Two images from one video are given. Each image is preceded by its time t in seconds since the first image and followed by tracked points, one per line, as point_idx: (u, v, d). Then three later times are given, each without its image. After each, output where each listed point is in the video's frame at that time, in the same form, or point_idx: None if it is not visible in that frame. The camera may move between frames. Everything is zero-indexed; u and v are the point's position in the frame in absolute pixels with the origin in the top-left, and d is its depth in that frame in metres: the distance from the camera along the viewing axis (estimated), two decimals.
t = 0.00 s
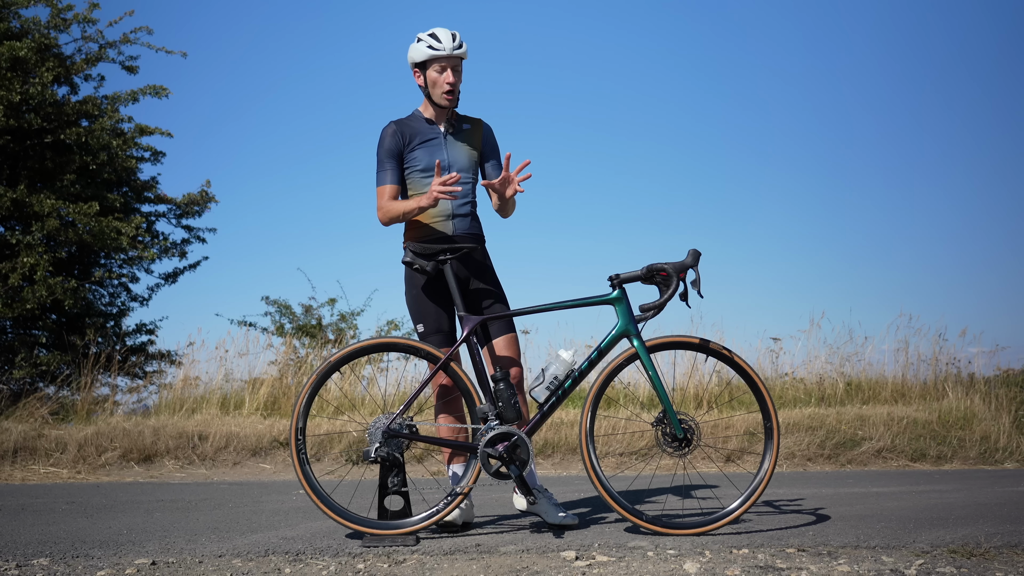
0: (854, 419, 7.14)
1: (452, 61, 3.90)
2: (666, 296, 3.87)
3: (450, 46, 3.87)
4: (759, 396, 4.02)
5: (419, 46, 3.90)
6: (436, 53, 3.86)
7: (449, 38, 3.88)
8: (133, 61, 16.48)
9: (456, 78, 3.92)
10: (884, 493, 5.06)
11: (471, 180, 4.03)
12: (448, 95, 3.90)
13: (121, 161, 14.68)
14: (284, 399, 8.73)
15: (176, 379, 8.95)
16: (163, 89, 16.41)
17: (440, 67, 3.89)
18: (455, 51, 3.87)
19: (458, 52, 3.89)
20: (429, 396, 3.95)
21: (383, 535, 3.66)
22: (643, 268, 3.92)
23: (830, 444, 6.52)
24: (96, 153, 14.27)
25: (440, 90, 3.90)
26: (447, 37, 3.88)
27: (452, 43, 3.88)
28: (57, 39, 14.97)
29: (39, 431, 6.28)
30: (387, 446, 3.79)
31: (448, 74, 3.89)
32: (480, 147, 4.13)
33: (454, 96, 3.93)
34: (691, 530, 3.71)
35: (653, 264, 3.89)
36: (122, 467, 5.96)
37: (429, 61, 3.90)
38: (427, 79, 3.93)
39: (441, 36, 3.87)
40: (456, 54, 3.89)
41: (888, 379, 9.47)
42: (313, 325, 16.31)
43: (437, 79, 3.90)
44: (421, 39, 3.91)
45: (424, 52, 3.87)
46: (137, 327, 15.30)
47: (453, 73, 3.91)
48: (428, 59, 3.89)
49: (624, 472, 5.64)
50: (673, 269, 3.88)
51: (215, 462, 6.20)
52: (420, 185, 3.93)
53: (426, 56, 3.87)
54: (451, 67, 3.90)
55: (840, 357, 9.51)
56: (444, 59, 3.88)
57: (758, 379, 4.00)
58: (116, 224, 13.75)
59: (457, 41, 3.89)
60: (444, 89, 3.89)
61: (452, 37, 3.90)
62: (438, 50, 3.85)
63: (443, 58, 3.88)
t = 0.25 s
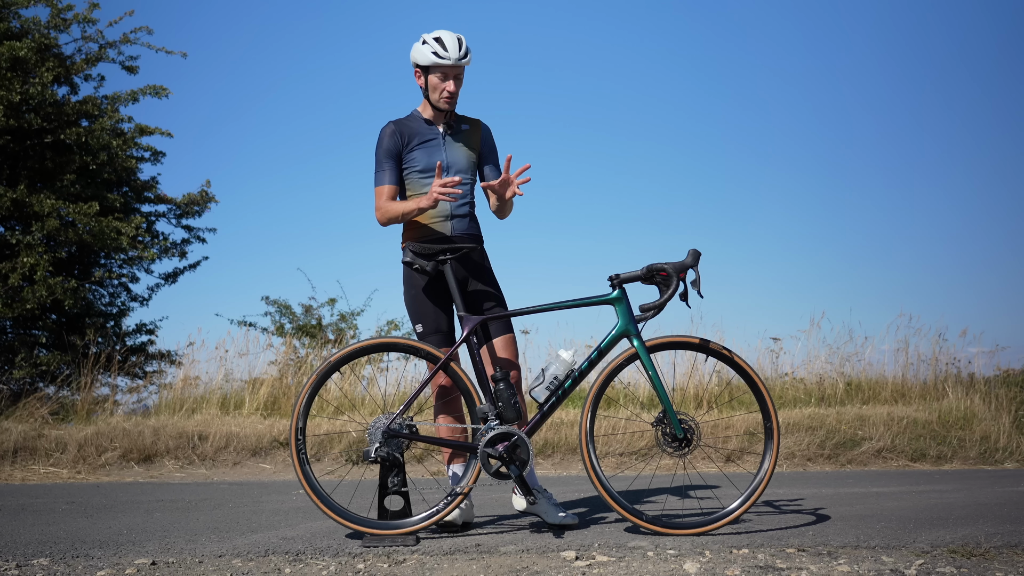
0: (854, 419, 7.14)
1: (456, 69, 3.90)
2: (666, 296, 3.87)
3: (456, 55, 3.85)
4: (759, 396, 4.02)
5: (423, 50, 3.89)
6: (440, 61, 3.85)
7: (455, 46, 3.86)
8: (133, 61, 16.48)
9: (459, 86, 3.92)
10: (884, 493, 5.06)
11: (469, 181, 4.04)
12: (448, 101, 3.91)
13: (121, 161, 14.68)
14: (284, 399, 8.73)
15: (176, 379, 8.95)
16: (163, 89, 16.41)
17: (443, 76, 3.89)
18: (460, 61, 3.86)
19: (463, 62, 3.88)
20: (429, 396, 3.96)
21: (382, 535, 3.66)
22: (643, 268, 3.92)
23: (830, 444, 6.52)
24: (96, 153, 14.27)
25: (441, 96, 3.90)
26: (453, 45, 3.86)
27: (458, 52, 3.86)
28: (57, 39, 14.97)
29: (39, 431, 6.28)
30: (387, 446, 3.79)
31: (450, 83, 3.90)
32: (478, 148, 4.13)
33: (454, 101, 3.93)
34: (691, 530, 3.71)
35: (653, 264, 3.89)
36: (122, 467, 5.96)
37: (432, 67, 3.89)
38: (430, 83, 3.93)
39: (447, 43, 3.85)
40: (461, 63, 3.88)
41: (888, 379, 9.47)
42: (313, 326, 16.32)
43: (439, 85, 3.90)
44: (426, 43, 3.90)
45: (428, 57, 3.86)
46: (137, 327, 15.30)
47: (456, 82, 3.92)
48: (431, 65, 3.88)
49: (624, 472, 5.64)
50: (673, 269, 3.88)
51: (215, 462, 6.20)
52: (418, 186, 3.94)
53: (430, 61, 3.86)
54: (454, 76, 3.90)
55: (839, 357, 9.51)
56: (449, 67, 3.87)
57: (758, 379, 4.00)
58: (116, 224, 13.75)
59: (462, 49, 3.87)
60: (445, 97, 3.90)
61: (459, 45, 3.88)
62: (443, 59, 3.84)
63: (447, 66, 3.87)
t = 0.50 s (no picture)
0: (854, 419, 7.14)
1: (457, 71, 3.90)
2: (666, 296, 3.87)
3: (459, 57, 3.85)
4: (759, 396, 4.02)
5: (425, 51, 3.88)
6: (443, 63, 3.84)
7: (458, 48, 3.86)
8: (133, 61, 16.47)
9: (460, 88, 3.93)
10: (883, 493, 5.06)
11: (468, 182, 4.04)
12: (449, 102, 3.92)
13: (121, 161, 14.67)
14: (284, 399, 8.73)
15: (176, 379, 8.95)
16: (163, 89, 16.40)
17: (445, 77, 3.90)
18: (463, 63, 3.86)
19: (465, 64, 3.88)
20: (428, 396, 3.96)
21: (382, 535, 3.66)
22: (643, 268, 3.92)
23: (830, 444, 6.52)
24: (96, 153, 14.27)
25: (442, 97, 3.90)
26: (456, 47, 3.86)
27: (460, 54, 3.87)
28: (57, 39, 14.97)
29: (39, 431, 6.28)
30: (387, 446, 3.79)
31: (452, 84, 3.90)
32: (478, 148, 4.13)
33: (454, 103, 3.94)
34: (691, 530, 3.71)
35: (653, 264, 3.89)
36: (121, 467, 5.96)
37: (434, 68, 3.89)
38: (431, 84, 3.93)
39: (450, 45, 3.85)
40: (463, 66, 3.89)
41: (888, 379, 9.47)
42: (313, 325, 16.32)
43: (440, 86, 3.90)
44: (429, 44, 3.89)
45: (430, 59, 3.86)
46: (137, 327, 15.31)
47: (457, 83, 3.92)
48: (433, 66, 3.88)
49: (624, 472, 5.64)
50: (673, 269, 3.88)
51: (215, 462, 6.20)
52: (417, 187, 3.94)
53: (432, 63, 3.86)
54: (456, 78, 3.91)
55: (839, 357, 9.51)
56: (451, 69, 3.88)
57: (758, 379, 4.00)
58: (116, 224, 13.75)
59: (465, 51, 3.87)
60: (446, 98, 3.91)
61: (461, 48, 3.89)
62: (446, 61, 3.84)
63: (449, 68, 3.87)
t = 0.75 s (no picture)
0: (854, 419, 7.14)
1: (458, 72, 3.90)
2: (666, 296, 3.87)
3: (460, 58, 3.85)
4: (759, 396, 4.02)
5: (426, 52, 3.88)
6: (444, 64, 3.84)
7: (459, 49, 3.86)
8: (133, 61, 16.47)
9: (462, 89, 3.93)
10: (884, 493, 5.06)
11: (469, 182, 4.04)
12: (450, 104, 3.92)
13: (121, 161, 14.67)
14: (284, 399, 8.73)
15: (176, 379, 8.95)
16: (163, 89, 16.41)
17: (445, 78, 3.90)
18: (464, 64, 3.87)
19: (466, 64, 3.88)
20: (429, 396, 3.95)
21: (382, 535, 3.66)
22: (643, 268, 3.92)
23: (830, 444, 6.52)
24: (96, 153, 14.27)
25: (443, 98, 3.91)
26: (457, 48, 3.86)
27: (462, 54, 3.87)
28: (57, 39, 14.97)
29: (39, 431, 6.28)
30: (387, 446, 3.79)
31: (453, 86, 3.90)
32: (479, 148, 4.13)
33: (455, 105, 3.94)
34: (691, 530, 3.71)
35: (653, 264, 3.89)
36: (122, 467, 5.96)
37: (435, 69, 3.89)
38: (431, 85, 3.92)
39: (451, 46, 3.85)
40: (464, 66, 3.89)
41: (888, 379, 9.46)
42: (313, 325, 16.32)
43: (441, 87, 3.90)
44: (430, 44, 3.89)
45: (431, 60, 3.85)
46: (137, 327, 15.31)
47: (458, 84, 3.92)
48: (434, 67, 3.87)
49: (624, 472, 5.63)
50: (673, 269, 3.88)
51: (215, 462, 6.20)
52: (418, 187, 3.94)
53: (433, 63, 3.86)
54: (457, 79, 3.91)
55: (840, 357, 9.51)
56: (452, 70, 3.88)
57: (759, 379, 3.99)
58: (116, 224, 13.75)
59: (466, 52, 3.87)
60: (447, 99, 3.91)
61: (462, 48, 3.89)
62: (447, 61, 3.84)
63: (450, 69, 3.87)
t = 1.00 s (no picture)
0: (854, 419, 7.14)
1: (463, 69, 3.90)
2: (666, 296, 3.87)
3: (464, 55, 3.86)
4: (759, 396, 4.02)
5: (431, 50, 3.89)
6: (449, 61, 3.85)
7: (464, 47, 3.87)
8: (133, 61, 16.48)
9: (466, 86, 3.92)
10: (884, 493, 5.06)
11: (475, 181, 4.03)
12: (455, 101, 3.91)
13: (121, 161, 14.67)
14: (284, 399, 8.73)
15: (176, 379, 8.95)
16: (163, 89, 16.41)
17: (450, 75, 3.89)
18: (468, 61, 3.87)
19: (470, 61, 3.88)
20: (430, 396, 3.94)
21: (383, 535, 3.66)
22: (643, 268, 3.92)
23: (830, 444, 6.52)
24: (96, 153, 14.27)
25: (448, 96, 3.90)
26: (461, 45, 3.87)
27: (466, 52, 3.87)
28: (57, 39, 14.97)
29: (39, 431, 6.28)
30: (387, 446, 3.79)
31: (458, 82, 3.89)
32: (485, 147, 4.12)
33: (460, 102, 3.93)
34: (691, 530, 3.71)
35: (653, 264, 3.89)
36: (122, 467, 5.96)
37: (439, 66, 3.90)
38: (436, 83, 3.93)
39: (455, 43, 3.86)
40: (469, 63, 3.88)
41: (888, 379, 9.46)
42: (313, 325, 16.32)
43: (446, 85, 3.90)
44: (435, 42, 3.89)
45: (436, 57, 3.86)
46: (137, 327, 15.32)
47: (463, 81, 3.91)
48: (439, 64, 3.88)
49: (624, 472, 5.63)
50: (673, 269, 3.88)
51: (215, 462, 6.20)
52: (424, 187, 3.94)
53: (438, 61, 3.86)
54: (462, 76, 3.90)
55: (840, 357, 9.51)
56: (456, 67, 3.87)
57: (758, 379, 3.99)
58: (116, 224, 13.75)
59: (471, 49, 3.88)
60: (452, 97, 3.90)
61: (467, 45, 3.89)
62: (452, 58, 3.84)
63: (454, 66, 3.87)
